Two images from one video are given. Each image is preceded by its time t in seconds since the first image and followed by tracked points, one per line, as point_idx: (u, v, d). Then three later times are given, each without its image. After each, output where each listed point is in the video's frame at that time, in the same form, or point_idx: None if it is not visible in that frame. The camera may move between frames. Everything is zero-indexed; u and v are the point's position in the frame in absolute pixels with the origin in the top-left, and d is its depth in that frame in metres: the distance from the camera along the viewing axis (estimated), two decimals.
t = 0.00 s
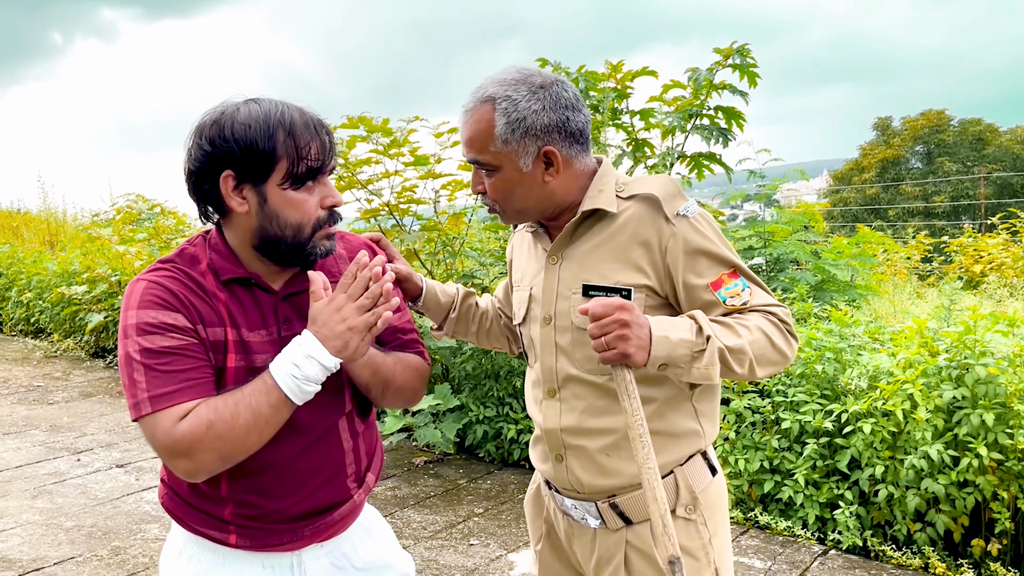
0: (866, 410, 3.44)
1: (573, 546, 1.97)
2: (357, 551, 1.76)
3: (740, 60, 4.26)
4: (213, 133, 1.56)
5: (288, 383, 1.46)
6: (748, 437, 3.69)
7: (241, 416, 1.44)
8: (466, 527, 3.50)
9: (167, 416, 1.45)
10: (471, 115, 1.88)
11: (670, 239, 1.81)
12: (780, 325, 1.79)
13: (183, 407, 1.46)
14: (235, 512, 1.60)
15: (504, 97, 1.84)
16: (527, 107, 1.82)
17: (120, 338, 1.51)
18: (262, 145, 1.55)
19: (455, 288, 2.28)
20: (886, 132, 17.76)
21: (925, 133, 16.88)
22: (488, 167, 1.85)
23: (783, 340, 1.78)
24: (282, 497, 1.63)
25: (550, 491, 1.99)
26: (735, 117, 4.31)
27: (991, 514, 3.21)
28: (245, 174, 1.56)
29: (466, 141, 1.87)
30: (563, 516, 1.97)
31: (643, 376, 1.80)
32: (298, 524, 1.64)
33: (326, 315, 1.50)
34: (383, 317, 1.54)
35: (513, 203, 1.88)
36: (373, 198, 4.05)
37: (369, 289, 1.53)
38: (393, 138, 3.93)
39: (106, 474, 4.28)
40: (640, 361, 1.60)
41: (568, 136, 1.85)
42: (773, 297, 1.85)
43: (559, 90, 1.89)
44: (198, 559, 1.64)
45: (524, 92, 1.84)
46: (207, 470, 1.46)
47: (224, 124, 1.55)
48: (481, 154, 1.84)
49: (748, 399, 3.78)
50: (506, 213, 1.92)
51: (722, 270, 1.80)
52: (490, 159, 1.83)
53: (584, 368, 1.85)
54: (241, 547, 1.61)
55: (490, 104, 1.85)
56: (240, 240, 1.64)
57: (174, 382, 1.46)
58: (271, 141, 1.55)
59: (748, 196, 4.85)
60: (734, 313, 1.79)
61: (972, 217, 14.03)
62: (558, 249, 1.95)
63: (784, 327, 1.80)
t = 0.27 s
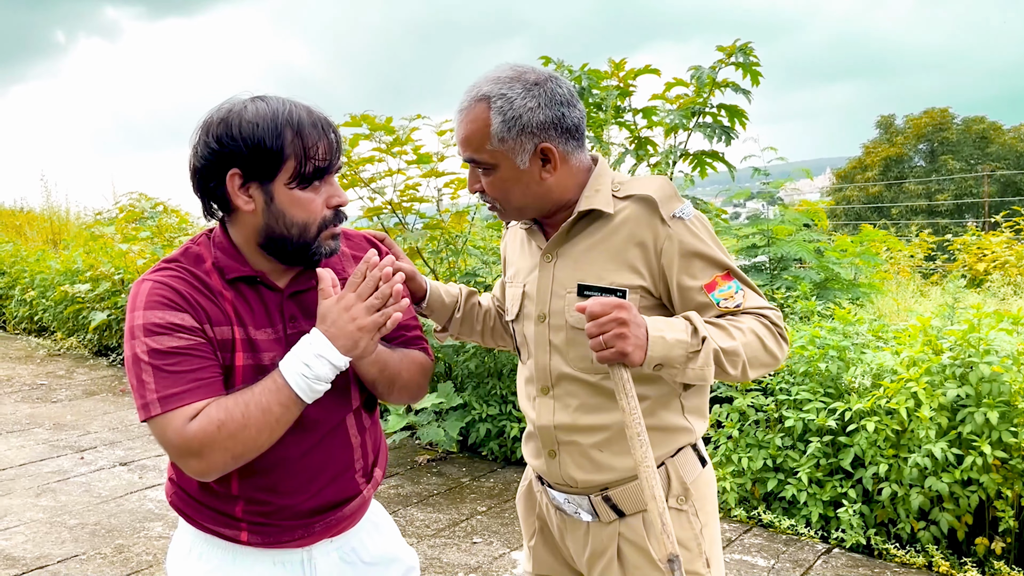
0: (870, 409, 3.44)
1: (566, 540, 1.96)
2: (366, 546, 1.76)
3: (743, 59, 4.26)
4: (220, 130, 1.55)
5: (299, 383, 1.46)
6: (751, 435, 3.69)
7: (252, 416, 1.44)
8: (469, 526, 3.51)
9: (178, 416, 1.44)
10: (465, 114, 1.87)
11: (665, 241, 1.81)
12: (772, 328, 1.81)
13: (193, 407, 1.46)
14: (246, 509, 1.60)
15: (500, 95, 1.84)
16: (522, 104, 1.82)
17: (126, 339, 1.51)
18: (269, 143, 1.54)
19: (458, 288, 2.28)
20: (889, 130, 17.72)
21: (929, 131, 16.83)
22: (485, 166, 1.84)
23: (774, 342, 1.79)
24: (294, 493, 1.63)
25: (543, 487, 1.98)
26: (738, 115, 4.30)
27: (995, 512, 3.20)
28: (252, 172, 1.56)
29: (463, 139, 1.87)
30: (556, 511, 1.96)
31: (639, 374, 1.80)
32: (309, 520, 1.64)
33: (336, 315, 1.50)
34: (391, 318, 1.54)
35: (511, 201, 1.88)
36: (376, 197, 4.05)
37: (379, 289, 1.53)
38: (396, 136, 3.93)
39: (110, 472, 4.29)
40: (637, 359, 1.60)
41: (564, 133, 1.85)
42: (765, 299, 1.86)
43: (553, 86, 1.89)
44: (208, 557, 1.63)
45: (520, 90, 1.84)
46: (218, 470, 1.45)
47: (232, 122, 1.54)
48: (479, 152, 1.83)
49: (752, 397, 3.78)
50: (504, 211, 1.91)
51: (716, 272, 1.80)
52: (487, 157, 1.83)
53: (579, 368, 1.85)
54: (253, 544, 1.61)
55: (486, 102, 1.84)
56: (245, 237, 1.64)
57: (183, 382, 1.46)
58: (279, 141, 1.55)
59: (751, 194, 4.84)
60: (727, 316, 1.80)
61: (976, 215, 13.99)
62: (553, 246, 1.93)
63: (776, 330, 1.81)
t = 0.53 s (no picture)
0: (872, 407, 3.43)
1: (560, 534, 1.96)
2: (368, 543, 1.77)
3: (745, 58, 4.26)
4: (228, 139, 1.53)
5: (304, 371, 1.45)
6: (754, 434, 3.69)
7: (260, 407, 1.44)
8: (471, 525, 3.51)
9: (192, 409, 1.45)
10: (476, 104, 1.86)
11: (670, 242, 1.80)
12: (772, 331, 1.82)
13: (205, 400, 1.45)
14: (252, 505, 1.60)
15: (513, 85, 1.83)
16: (537, 94, 1.82)
17: (136, 337, 1.50)
18: (279, 154, 1.53)
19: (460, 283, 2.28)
20: (891, 128, 17.70)
21: (930, 130, 16.81)
22: (496, 155, 1.82)
23: (774, 344, 1.80)
24: (299, 489, 1.63)
25: (537, 481, 1.97)
26: (740, 114, 4.30)
27: (997, 511, 3.19)
28: (262, 183, 1.55)
29: (473, 130, 1.85)
30: (549, 504, 1.96)
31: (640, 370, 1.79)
32: (314, 516, 1.65)
33: (346, 301, 1.48)
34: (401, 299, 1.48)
35: (520, 191, 1.86)
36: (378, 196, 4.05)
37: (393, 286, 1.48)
38: (398, 135, 3.93)
39: (112, 471, 4.29)
40: (654, 357, 1.60)
41: (577, 124, 1.85)
42: (764, 302, 1.87)
43: (567, 77, 1.89)
44: (212, 554, 1.63)
45: (535, 81, 1.83)
46: (232, 462, 1.45)
47: (240, 133, 1.53)
48: (490, 142, 1.81)
49: (754, 396, 3.78)
50: (513, 201, 1.90)
51: (717, 275, 1.80)
52: (498, 147, 1.81)
53: (573, 362, 1.85)
54: (258, 540, 1.61)
55: (500, 92, 1.83)
56: (252, 242, 1.63)
57: (196, 375, 1.46)
58: (288, 152, 1.54)
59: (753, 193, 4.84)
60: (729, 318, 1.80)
61: (978, 214, 13.97)
62: (556, 241, 1.94)
63: (776, 332, 1.82)
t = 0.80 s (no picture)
0: (873, 407, 3.43)
1: (557, 532, 1.96)
2: (373, 540, 1.77)
3: (747, 57, 4.25)
4: (224, 155, 1.51)
5: (338, 395, 1.44)
6: (755, 433, 3.69)
7: (294, 435, 1.44)
8: (473, 524, 3.51)
9: (223, 422, 1.45)
10: (489, 102, 1.86)
11: (676, 245, 1.80)
12: (775, 337, 1.81)
13: (236, 414, 1.47)
14: (261, 503, 1.60)
15: (527, 84, 1.82)
16: (549, 94, 1.81)
17: (149, 349, 1.49)
18: (277, 167, 1.51)
19: (461, 280, 2.30)
20: (892, 128, 17.69)
21: (932, 129, 16.81)
22: (507, 154, 1.83)
23: (776, 350, 1.79)
24: (307, 487, 1.63)
25: (535, 479, 1.98)
26: (742, 113, 4.29)
27: (998, 510, 3.19)
28: (262, 197, 1.53)
29: (485, 127, 1.86)
30: (547, 502, 1.96)
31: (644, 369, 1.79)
32: (321, 512, 1.66)
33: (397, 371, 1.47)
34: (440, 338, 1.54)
35: (528, 190, 1.87)
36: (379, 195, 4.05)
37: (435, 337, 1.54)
38: (399, 135, 3.93)
39: (114, 470, 4.30)
40: (657, 356, 1.60)
41: (588, 125, 1.85)
42: (767, 308, 1.87)
43: (581, 77, 1.88)
44: (220, 551, 1.62)
45: (548, 81, 1.82)
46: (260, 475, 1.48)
47: (236, 149, 1.51)
48: (502, 141, 1.82)
49: (755, 395, 3.78)
50: (522, 199, 1.91)
51: (722, 279, 1.80)
52: (510, 145, 1.82)
53: (573, 362, 1.85)
54: (268, 537, 1.61)
55: (513, 90, 1.83)
56: (257, 252, 1.62)
57: (219, 391, 1.46)
58: (285, 164, 1.52)
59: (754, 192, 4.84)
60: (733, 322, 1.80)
61: (979, 213, 13.96)
62: (561, 239, 1.94)
63: (778, 339, 1.82)
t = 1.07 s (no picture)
0: (874, 406, 3.43)
1: (565, 534, 1.96)
2: (371, 540, 1.76)
3: (748, 56, 4.25)
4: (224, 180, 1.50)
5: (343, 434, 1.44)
6: (756, 432, 3.69)
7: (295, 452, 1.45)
8: (473, 524, 3.51)
9: (222, 436, 1.47)
10: (506, 101, 1.86)
11: (694, 247, 1.79)
12: (789, 342, 1.81)
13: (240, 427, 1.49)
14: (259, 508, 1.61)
15: (544, 84, 1.82)
16: (567, 95, 1.81)
17: (146, 360, 1.49)
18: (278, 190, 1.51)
19: (466, 282, 2.30)
20: (893, 127, 17.68)
21: (932, 128, 16.80)
22: (524, 155, 1.84)
23: (789, 354, 1.79)
24: (305, 492, 1.64)
25: (543, 479, 1.98)
26: (743, 113, 4.29)
27: (999, 510, 3.19)
28: (264, 219, 1.53)
29: (501, 128, 1.86)
30: (556, 503, 1.96)
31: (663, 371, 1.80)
32: (318, 518, 1.66)
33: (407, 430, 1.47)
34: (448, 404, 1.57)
35: (543, 190, 1.87)
36: (380, 195, 4.05)
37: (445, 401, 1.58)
38: (400, 134, 3.93)
39: (115, 470, 4.30)
40: (668, 353, 1.60)
41: (605, 126, 1.85)
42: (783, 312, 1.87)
43: (599, 78, 1.88)
44: (218, 553, 1.63)
45: (566, 82, 1.82)
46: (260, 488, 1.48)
47: (235, 171, 1.49)
48: (517, 141, 1.82)
49: (756, 394, 3.78)
50: (536, 200, 1.91)
51: (739, 283, 1.79)
52: (525, 146, 1.82)
53: (589, 363, 1.85)
54: (264, 541, 1.62)
55: (530, 90, 1.83)
56: (262, 269, 1.62)
57: (219, 406, 1.47)
58: (286, 187, 1.51)
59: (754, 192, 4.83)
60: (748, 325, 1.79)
61: (979, 211, 13.95)
62: (577, 240, 1.94)
63: (793, 343, 1.81)
